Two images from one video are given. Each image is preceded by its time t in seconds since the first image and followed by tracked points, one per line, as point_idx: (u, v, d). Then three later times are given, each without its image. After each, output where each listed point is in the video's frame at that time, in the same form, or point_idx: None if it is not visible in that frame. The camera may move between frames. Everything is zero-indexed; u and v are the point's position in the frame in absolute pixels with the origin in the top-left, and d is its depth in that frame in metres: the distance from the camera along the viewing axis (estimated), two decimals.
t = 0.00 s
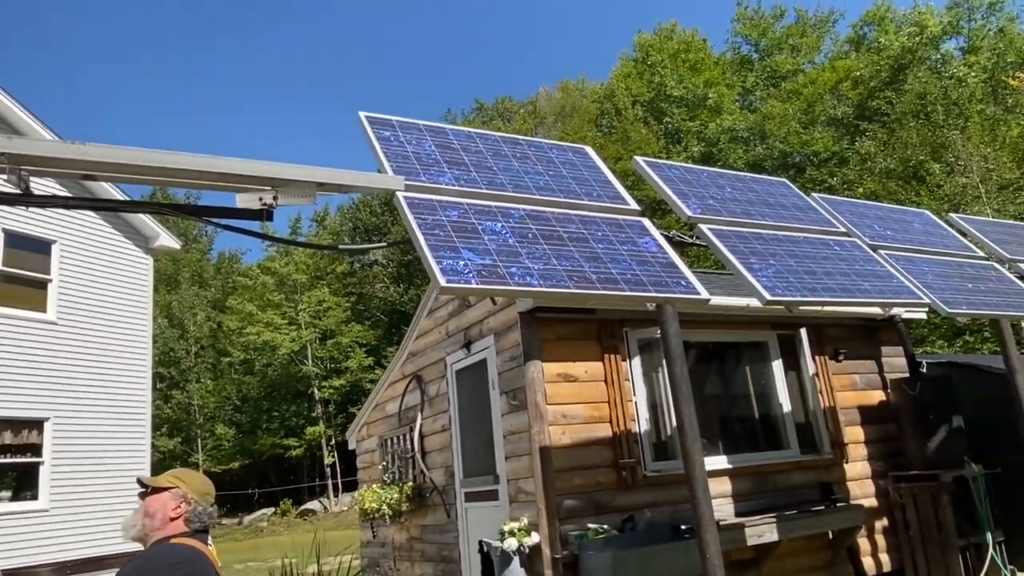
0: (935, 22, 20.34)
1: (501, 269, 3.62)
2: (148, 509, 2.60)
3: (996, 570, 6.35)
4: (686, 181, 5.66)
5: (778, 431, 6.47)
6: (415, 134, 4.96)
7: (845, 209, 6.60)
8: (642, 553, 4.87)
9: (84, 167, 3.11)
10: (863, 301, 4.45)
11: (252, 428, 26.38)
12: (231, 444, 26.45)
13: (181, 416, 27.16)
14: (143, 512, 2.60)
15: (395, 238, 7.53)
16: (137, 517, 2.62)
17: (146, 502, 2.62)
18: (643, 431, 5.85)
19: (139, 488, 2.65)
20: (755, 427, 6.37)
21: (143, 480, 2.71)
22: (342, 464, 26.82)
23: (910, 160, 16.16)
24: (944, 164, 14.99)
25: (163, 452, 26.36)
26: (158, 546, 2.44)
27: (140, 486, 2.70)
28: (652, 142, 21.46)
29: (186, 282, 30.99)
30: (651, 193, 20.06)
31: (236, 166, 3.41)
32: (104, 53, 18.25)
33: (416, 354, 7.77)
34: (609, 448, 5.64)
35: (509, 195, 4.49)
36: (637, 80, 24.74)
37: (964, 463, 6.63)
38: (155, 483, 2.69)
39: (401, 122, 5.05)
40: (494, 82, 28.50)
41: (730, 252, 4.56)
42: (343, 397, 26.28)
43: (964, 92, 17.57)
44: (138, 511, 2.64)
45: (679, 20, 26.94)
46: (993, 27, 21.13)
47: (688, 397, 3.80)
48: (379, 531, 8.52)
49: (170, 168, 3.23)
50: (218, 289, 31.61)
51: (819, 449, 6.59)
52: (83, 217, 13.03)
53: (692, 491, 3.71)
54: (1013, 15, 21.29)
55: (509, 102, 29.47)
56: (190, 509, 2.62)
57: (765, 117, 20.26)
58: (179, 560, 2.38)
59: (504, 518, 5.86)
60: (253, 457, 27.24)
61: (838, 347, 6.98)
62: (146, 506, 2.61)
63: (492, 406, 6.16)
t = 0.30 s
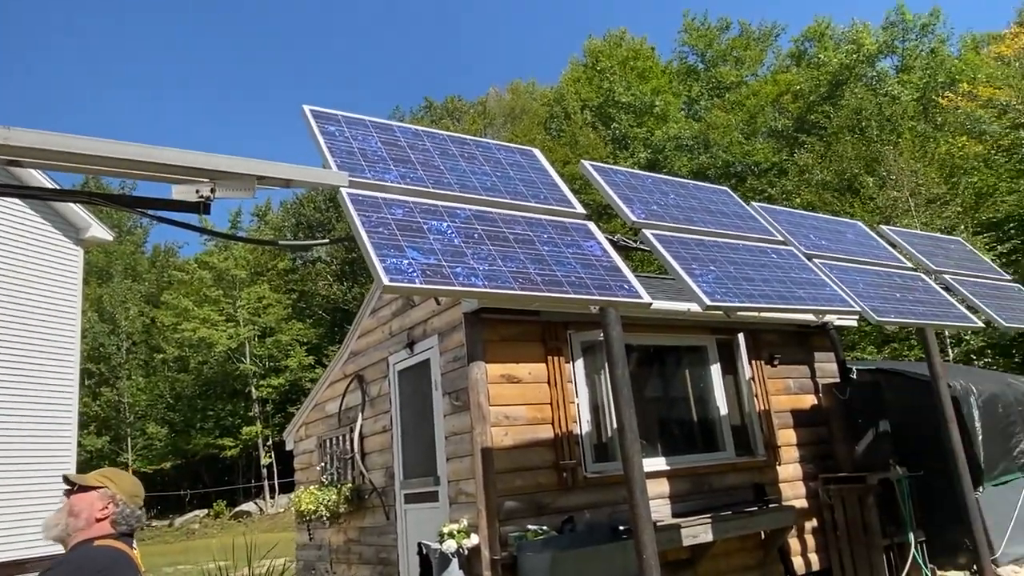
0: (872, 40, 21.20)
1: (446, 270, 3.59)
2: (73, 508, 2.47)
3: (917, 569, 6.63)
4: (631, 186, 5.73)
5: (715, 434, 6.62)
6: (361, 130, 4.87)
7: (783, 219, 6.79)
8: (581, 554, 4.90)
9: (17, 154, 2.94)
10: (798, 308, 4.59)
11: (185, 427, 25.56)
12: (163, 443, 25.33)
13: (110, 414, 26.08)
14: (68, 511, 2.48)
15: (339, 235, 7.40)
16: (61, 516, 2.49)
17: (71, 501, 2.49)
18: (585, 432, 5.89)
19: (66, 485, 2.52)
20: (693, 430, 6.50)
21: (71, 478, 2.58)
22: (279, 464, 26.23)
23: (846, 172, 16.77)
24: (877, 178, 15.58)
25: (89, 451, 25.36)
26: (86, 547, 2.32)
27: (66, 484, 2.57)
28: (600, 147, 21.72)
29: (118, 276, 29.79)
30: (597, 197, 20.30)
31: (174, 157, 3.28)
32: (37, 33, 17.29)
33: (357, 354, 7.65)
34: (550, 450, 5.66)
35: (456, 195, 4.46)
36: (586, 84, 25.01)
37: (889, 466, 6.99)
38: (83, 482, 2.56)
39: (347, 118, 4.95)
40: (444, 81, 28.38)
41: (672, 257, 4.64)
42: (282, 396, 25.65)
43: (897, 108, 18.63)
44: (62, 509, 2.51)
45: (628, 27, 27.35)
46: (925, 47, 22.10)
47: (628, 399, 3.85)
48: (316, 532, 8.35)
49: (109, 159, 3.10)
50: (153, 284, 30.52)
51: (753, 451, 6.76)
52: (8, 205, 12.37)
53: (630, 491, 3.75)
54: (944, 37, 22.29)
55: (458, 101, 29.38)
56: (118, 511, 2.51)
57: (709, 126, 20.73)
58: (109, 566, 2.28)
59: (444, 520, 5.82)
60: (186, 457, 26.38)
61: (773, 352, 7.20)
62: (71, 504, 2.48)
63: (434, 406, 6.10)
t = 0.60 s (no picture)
0: (819, 53, 21.83)
1: (398, 268, 3.56)
2: (19, 505, 2.38)
3: (853, 566, 6.86)
4: (584, 189, 5.78)
5: (662, 433, 6.73)
6: (313, 125, 4.79)
7: (731, 225, 6.94)
8: (529, 553, 4.93)
9: None
10: (743, 311, 4.71)
11: (124, 425, 24.78)
12: (101, 442, 24.67)
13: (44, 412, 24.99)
14: (12, 508, 2.38)
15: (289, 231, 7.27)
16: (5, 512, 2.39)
17: (17, 498, 2.39)
18: (534, 432, 5.93)
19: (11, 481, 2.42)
20: (641, 429, 6.61)
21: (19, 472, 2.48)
22: (222, 464, 25.61)
23: (792, 180, 17.25)
24: (821, 187, 16.05)
25: (23, 452, 23.79)
26: (33, 548, 2.24)
27: (12, 481, 2.47)
28: (555, 149, 21.88)
29: (55, 268, 28.62)
30: (552, 198, 20.44)
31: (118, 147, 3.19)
32: None
33: (306, 352, 7.53)
34: (500, 449, 5.67)
35: (409, 193, 4.43)
36: (542, 86, 25.17)
37: (827, 465, 7.21)
38: (30, 478, 2.46)
39: (298, 112, 4.86)
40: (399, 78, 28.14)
41: (624, 259, 4.71)
42: (227, 395, 25.00)
43: (842, 120, 19.37)
44: (6, 506, 2.41)
45: (585, 30, 27.56)
46: (869, 62, 22.87)
47: (578, 398, 3.89)
48: (260, 533, 8.17)
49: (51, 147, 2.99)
50: (93, 278, 29.45)
51: (699, 450, 6.90)
52: None
53: (578, 490, 3.79)
54: (888, 51, 23.07)
55: (413, 99, 29.17)
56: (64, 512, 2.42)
57: (662, 132, 21.07)
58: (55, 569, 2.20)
59: (392, 520, 5.78)
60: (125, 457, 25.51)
61: (720, 355, 7.36)
62: (16, 501, 2.39)
63: (384, 406, 6.05)
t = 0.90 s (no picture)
0: (778, 61, 22.29)
1: (357, 266, 3.53)
2: None
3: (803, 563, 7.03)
4: (546, 189, 5.81)
5: (620, 433, 6.80)
6: (272, 120, 4.72)
7: (690, 228, 7.05)
8: (486, 552, 4.94)
9: None
10: (700, 312, 4.79)
11: (73, 424, 24.11)
12: (49, 442, 24.16)
13: None
14: None
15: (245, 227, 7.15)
16: None
17: None
18: (493, 431, 5.94)
19: None
20: (600, 429, 6.67)
21: None
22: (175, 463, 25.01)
23: (750, 185, 17.59)
24: (778, 192, 16.36)
25: None
26: None
27: None
28: (518, 149, 21.92)
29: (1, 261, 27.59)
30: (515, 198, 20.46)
31: (69, 139, 3.10)
32: None
33: (262, 350, 7.41)
34: (459, 449, 5.66)
35: (370, 190, 4.40)
36: (507, 86, 25.21)
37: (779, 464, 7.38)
38: None
39: (257, 106, 4.78)
40: (362, 74, 27.87)
41: (584, 260, 4.74)
42: (181, 393, 24.35)
43: (799, 126, 19.85)
44: None
45: (550, 31, 27.67)
46: (826, 70, 23.40)
47: (536, 398, 3.91)
48: (213, 534, 8.00)
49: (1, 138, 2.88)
50: (41, 272, 28.49)
51: (656, 450, 6.99)
52: None
53: (535, 489, 3.80)
54: (844, 61, 23.66)
55: (377, 96, 28.92)
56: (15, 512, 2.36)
57: (626, 135, 21.28)
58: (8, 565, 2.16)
59: (348, 520, 5.72)
60: (73, 455, 24.74)
61: (677, 355, 7.47)
62: None
63: (342, 405, 5.99)
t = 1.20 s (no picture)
0: (748, 65, 22.55)
1: (326, 264, 3.50)
2: None
3: (769, 560, 7.14)
4: (518, 189, 5.81)
5: (590, 432, 6.84)
6: (240, 115, 4.65)
7: (661, 229, 7.10)
8: (455, 552, 4.93)
9: None
10: (669, 313, 4.84)
11: (34, 423, 23.50)
12: (8, 441, 23.51)
13: None
14: None
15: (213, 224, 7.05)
16: None
17: None
18: (464, 431, 5.93)
19: None
20: (570, 428, 6.69)
21: None
22: (139, 463, 24.52)
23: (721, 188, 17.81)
24: (747, 195, 16.55)
25: None
26: None
27: None
28: (492, 148, 21.87)
29: None
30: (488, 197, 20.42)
31: (31, 132, 3.03)
32: None
33: (229, 349, 7.31)
34: (429, 448, 5.64)
35: (339, 188, 4.36)
36: (481, 85, 25.16)
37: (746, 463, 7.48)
38: None
39: (224, 101, 4.71)
40: (335, 71, 27.62)
41: (555, 261, 4.75)
42: (146, 392, 23.87)
43: (769, 130, 20.16)
44: None
45: (524, 31, 27.69)
46: (796, 75, 23.72)
47: (506, 398, 3.91)
48: (177, 535, 7.87)
49: None
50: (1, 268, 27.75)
51: (626, 449, 7.04)
52: None
53: (504, 488, 3.80)
54: (813, 66, 24.02)
55: (349, 92, 28.65)
56: None
57: (599, 136, 21.37)
58: None
59: (316, 520, 5.67)
60: (34, 455, 24.17)
61: (647, 355, 7.54)
62: None
63: (310, 404, 5.93)
